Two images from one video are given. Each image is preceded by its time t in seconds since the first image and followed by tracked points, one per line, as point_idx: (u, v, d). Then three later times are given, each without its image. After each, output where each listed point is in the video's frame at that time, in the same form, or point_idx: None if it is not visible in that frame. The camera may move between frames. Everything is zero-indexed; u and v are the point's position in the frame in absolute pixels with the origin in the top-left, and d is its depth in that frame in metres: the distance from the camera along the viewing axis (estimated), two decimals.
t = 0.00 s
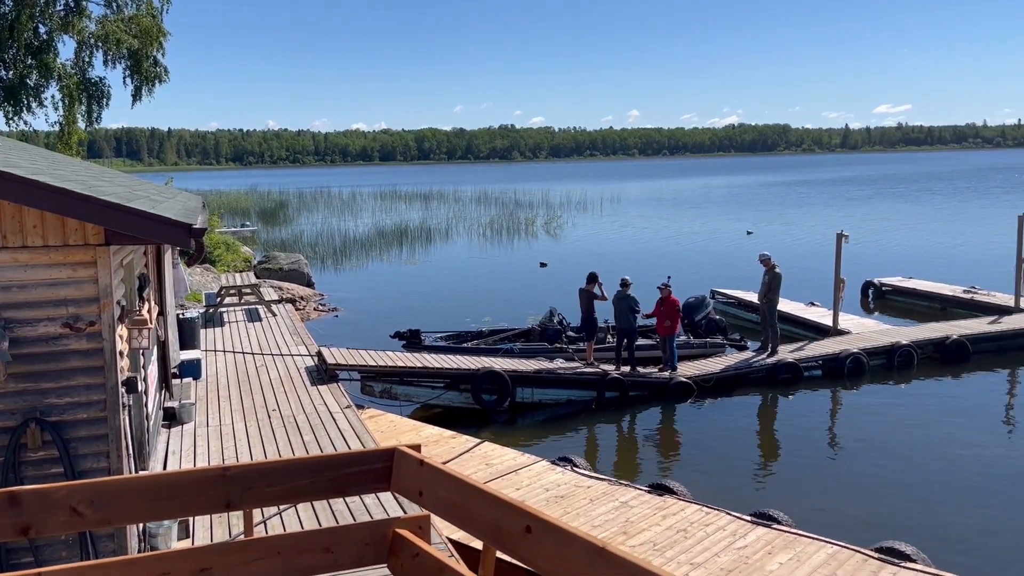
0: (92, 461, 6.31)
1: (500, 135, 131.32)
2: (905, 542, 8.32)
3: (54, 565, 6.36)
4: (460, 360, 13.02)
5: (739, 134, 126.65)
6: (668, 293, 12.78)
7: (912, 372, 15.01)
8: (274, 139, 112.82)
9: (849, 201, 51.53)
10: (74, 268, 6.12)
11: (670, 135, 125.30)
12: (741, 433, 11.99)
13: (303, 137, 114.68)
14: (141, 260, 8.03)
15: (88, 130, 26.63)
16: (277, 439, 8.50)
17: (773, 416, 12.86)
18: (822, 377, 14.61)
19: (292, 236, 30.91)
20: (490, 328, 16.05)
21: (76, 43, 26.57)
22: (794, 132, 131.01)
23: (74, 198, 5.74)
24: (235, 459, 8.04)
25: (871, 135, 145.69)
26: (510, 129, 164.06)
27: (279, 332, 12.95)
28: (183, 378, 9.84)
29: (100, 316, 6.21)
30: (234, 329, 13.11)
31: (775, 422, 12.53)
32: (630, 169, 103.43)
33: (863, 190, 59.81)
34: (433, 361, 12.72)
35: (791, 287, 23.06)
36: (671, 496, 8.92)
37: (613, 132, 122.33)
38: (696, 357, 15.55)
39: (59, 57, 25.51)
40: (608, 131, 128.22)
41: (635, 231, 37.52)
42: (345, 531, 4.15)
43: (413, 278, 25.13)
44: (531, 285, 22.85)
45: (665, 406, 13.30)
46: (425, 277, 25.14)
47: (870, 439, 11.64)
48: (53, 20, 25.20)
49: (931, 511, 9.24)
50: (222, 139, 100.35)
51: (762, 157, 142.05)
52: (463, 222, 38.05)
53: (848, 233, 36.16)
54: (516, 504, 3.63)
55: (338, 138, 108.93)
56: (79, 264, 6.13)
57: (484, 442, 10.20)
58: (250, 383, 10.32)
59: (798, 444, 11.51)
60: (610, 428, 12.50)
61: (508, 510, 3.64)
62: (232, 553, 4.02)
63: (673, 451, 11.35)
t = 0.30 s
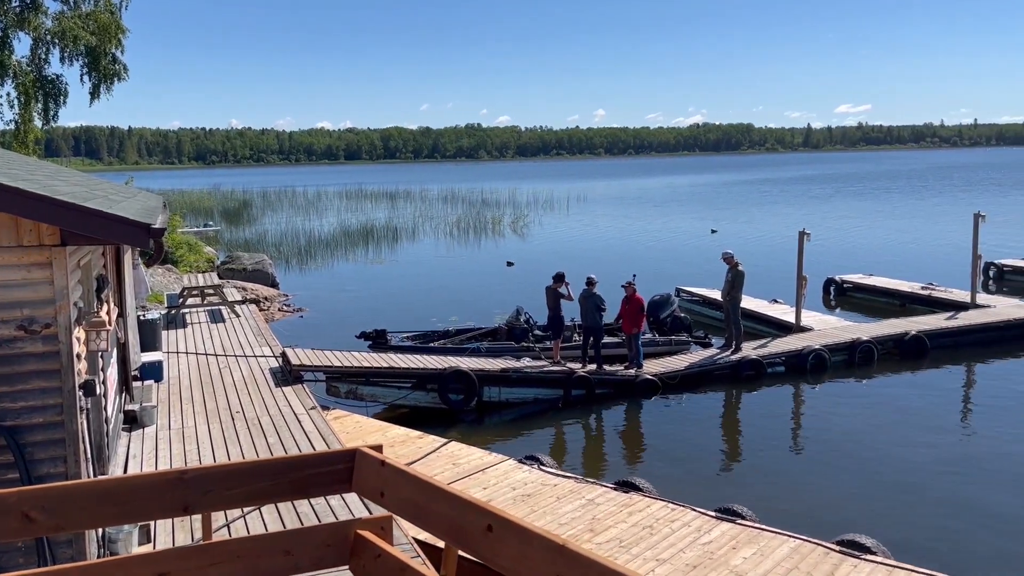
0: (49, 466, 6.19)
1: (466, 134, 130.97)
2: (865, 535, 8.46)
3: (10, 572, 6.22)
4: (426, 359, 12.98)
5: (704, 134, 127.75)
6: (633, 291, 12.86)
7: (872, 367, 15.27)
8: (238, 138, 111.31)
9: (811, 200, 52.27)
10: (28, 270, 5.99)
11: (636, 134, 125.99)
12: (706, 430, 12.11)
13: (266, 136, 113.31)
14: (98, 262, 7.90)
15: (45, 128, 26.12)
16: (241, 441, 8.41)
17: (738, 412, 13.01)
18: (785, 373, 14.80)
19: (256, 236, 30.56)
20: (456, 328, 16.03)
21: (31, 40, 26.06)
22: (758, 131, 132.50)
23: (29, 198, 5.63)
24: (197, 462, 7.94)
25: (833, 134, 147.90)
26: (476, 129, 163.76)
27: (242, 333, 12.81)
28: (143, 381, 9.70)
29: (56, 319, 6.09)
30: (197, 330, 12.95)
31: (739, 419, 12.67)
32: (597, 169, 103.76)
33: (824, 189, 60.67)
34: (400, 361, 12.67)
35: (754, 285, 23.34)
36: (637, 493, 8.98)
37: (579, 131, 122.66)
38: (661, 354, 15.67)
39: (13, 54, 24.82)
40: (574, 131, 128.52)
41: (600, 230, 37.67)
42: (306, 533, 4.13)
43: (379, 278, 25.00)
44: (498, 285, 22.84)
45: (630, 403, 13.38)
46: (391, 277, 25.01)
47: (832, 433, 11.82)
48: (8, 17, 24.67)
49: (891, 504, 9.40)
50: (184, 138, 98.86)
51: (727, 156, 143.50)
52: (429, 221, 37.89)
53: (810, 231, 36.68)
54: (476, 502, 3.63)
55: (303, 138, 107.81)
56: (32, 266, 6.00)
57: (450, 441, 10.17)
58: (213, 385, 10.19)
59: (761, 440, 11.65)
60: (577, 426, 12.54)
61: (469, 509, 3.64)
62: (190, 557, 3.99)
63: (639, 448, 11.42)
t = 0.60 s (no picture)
0: (3, 471, 6.04)
1: (431, 133, 130.42)
2: (826, 527, 8.59)
3: None
4: (391, 359, 12.91)
5: (668, 132, 128.69)
6: (597, 289, 12.93)
7: (833, 362, 15.52)
8: (198, 136, 109.60)
9: (772, 198, 52.99)
10: None
11: (601, 133, 126.44)
12: (670, 426, 12.21)
13: (228, 134, 111.63)
14: (53, 262, 7.74)
15: None
16: (202, 443, 8.30)
17: (701, 408, 13.14)
18: (748, 369, 14.98)
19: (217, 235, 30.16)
20: (422, 327, 15.98)
21: None
22: (721, 130, 133.87)
23: None
24: (157, 465, 7.83)
25: (795, 134, 150.01)
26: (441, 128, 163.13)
27: (203, 334, 12.63)
28: (101, 383, 9.53)
29: (10, 320, 5.95)
30: (156, 332, 12.74)
31: (703, 414, 12.81)
32: (563, 167, 103.98)
33: (785, 187, 61.51)
34: (365, 361, 12.59)
35: (717, 282, 23.59)
36: (602, 489, 9.03)
37: (544, 130, 122.77)
38: (626, 352, 15.78)
39: None
40: (540, 130, 128.61)
41: (566, 229, 37.75)
42: (266, 534, 4.10)
43: (343, 277, 24.81)
44: (463, 283, 22.82)
45: (596, 400, 13.45)
46: (355, 277, 24.84)
47: (794, 428, 11.98)
48: None
49: (850, 496, 9.58)
50: (142, 136, 97.02)
51: (691, 155, 144.85)
52: (394, 220, 37.66)
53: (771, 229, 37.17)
54: (438, 501, 3.62)
55: (265, 136, 106.39)
56: None
57: (415, 441, 10.13)
58: (173, 387, 10.05)
59: (725, 435, 11.78)
60: (543, 424, 12.57)
61: (430, 508, 3.62)
62: (148, 561, 3.93)
63: (604, 445, 11.48)
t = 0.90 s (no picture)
0: None
1: (394, 130, 129.62)
2: (785, 520, 8.72)
3: None
4: (353, 359, 12.84)
5: (630, 131, 129.46)
6: (559, 287, 12.98)
7: (791, 358, 15.77)
8: (156, 134, 107.49)
9: (731, 196, 53.64)
10: None
11: (564, 131, 126.76)
12: (633, 422, 12.32)
13: (186, 131, 109.67)
14: (4, 263, 7.55)
15: None
16: (160, 446, 8.18)
17: (663, 404, 13.27)
18: (709, 365, 15.16)
19: (176, 235, 29.67)
20: (384, 326, 15.91)
21: None
22: (683, 128, 135.10)
23: None
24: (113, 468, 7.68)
25: (755, 132, 151.97)
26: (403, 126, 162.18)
27: (161, 335, 12.44)
28: (55, 387, 9.32)
29: None
30: (112, 333, 12.50)
31: (665, 410, 12.94)
32: (527, 165, 103.98)
33: (745, 186, 62.31)
34: (327, 361, 12.48)
35: (678, 279, 23.83)
36: (565, 486, 9.08)
37: (507, 129, 122.71)
38: (588, 349, 15.87)
39: None
40: (503, 128, 128.52)
41: (529, 227, 37.83)
42: (222, 537, 4.06)
43: (304, 276, 24.59)
44: (426, 282, 22.75)
45: (559, 397, 13.51)
46: (317, 276, 24.63)
47: (754, 423, 12.15)
48: None
49: (809, 489, 9.75)
50: (97, 134, 94.86)
51: (653, 153, 146.00)
52: (356, 219, 37.37)
53: (731, 227, 37.66)
54: (396, 499, 3.61)
55: (224, 134, 104.66)
56: None
57: (377, 441, 10.09)
58: (130, 389, 9.87)
59: (687, 431, 11.91)
60: (506, 422, 12.59)
61: (389, 507, 3.62)
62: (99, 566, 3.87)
63: (568, 442, 11.53)
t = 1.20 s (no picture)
0: None
1: (355, 128, 128.66)
2: (744, 513, 8.83)
3: None
4: (313, 359, 12.75)
5: (591, 129, 130.10)
6: (521, 284, 13.00)
7: (750, 353, 15.99)
8: (109, 131, 105.18)
9: (690, 193, 54.23)
10: None
11: (526, 129, 126.94)
12: (594, 418, 12.40)
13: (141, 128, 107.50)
14: None
15: None
16: (115, 449, 8.03)
17: (624, 400, 13.38)
18: (669, 360, 15.32)
19: (131, 234, 29.12)
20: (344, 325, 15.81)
21: None
22: (644, 126, 136.22)
23: None
24: (66, 471, 7.53)
25: (714, 130, 153.83)
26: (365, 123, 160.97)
27: (116, 336, 12.22)
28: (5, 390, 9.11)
29: None
30: (65, 335, 12.25)
31: (626, 406, 13.04)
32: (488, 163, 103.87)
33: (704, 183, 63.04)
34: (287, 361, 12.37)
35: (638, 276, 24.03)
36: (527, 483, 9.11)
37: (469, 127, 122.50)
38: (550, 346, 15.94)
39: None
40: (465, 125, 128.24)
41: (490, 225, 37.85)
42: (177, 539, 4.01)
43: (263, 276, 24.32)
44: (387, 280, 22.64)
45: (521, 394, 13.54)
46: (276, 275, 24.36)
47: (713, 417, 12.30)
48: None
49: (767, 481, 9.90)
50: (49, 131, 92.51)
51: (615, 151, 146.96)
52: (315, 217, 37.04)
53: (690, 224, 38.07)
54: (353, 498, 3.60)
55: (181, 130, 102.82)
56: None
57: (339, 441, 10.01)
58: (83, 391, 9.68)
59: (648, 426, 12.03)
60: (469, 420, 12.59)
61: (346, 506, 3.60)
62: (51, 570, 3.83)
63: (531, 439, 11.56)
